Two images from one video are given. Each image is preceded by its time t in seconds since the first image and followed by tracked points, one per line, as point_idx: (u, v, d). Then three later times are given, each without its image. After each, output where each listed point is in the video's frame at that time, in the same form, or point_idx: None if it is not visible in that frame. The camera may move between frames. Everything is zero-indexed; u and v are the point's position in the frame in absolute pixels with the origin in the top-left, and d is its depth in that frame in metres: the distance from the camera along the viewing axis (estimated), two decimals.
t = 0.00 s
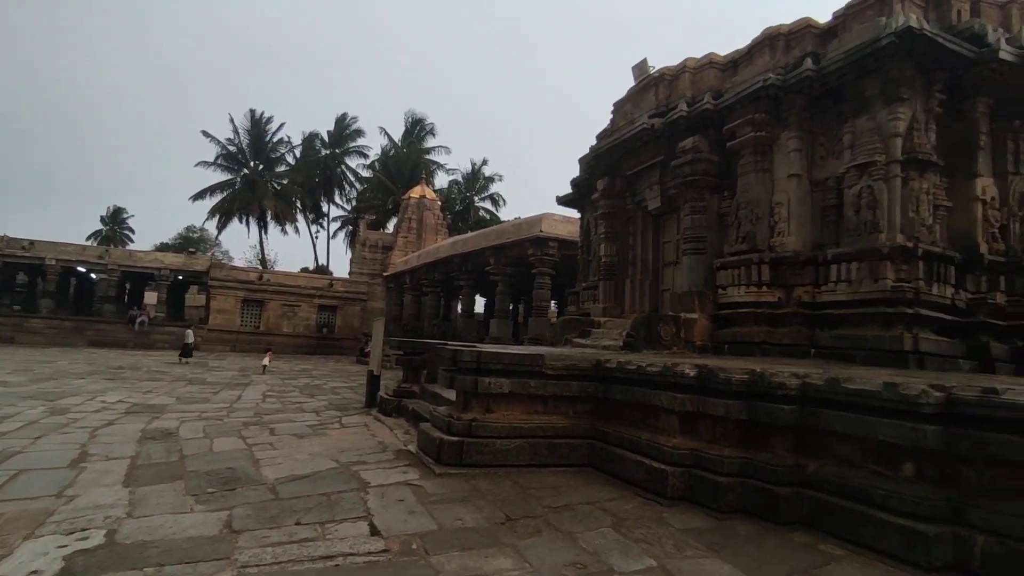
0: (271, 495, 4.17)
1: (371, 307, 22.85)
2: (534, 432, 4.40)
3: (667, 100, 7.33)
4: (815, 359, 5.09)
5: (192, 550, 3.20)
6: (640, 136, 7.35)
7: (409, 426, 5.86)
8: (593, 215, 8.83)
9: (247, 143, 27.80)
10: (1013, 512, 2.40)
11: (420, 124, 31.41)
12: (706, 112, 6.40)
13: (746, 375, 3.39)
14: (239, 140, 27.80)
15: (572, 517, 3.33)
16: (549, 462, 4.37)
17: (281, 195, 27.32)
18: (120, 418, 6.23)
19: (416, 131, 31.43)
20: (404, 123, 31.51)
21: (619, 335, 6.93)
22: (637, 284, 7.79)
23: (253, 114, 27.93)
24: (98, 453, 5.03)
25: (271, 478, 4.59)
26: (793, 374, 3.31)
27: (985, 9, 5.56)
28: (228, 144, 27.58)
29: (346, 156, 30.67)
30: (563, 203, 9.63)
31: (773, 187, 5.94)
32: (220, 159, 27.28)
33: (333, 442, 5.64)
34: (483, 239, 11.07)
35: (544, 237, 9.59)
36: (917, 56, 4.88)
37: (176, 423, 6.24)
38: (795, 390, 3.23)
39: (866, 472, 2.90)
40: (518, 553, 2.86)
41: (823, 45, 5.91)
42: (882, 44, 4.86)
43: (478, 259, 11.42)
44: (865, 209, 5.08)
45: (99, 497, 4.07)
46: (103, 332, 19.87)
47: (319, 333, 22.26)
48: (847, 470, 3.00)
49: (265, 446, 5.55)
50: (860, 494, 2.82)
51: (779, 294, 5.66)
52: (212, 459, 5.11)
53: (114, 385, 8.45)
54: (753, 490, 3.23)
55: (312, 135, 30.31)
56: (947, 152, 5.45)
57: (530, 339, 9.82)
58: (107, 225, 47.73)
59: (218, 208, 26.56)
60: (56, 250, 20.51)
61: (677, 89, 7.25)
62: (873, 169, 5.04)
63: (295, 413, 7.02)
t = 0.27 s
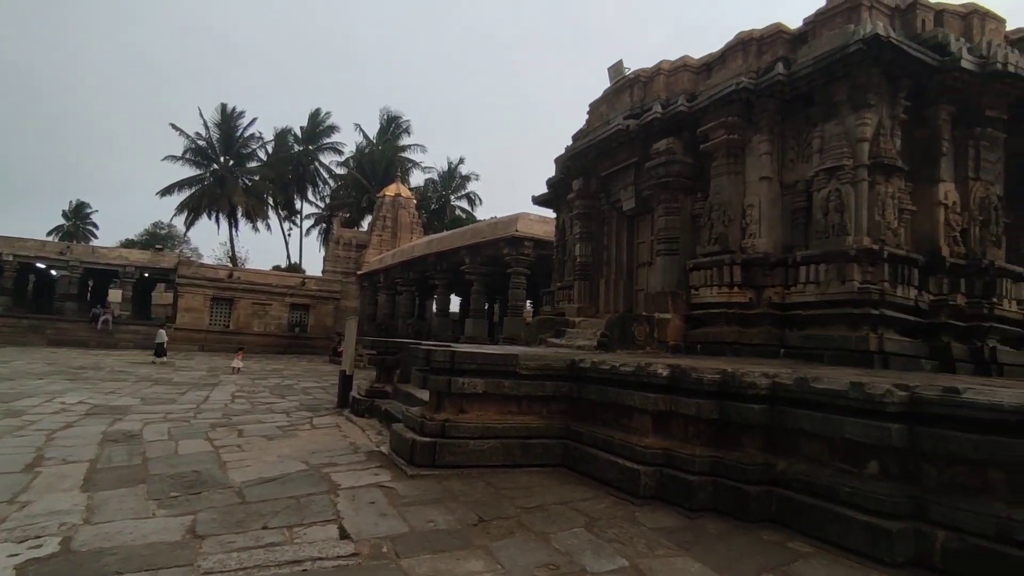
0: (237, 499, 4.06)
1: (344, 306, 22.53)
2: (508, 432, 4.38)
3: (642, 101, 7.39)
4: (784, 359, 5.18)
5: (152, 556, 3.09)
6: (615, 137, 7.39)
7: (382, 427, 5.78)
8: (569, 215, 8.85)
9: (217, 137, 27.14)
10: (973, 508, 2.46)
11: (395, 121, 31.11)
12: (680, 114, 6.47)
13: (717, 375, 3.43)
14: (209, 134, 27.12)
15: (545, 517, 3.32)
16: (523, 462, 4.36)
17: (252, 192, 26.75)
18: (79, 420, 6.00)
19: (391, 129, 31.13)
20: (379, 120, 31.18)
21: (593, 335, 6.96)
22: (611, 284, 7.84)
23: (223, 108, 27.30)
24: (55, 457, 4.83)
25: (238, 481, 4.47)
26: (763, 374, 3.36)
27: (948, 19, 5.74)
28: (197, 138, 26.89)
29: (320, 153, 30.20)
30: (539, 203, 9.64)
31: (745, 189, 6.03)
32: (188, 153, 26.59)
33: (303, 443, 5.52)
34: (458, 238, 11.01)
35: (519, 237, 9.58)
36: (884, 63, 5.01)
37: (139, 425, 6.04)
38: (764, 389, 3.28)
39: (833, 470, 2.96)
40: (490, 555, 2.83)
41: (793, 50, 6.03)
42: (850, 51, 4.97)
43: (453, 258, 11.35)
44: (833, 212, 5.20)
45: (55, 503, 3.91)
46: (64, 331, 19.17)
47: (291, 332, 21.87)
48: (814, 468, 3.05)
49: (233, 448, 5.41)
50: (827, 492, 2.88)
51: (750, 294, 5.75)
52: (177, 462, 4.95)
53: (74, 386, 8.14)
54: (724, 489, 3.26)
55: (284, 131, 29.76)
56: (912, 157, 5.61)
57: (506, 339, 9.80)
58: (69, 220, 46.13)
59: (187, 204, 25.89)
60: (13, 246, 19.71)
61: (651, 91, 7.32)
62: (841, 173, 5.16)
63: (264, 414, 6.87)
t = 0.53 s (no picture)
0: (203, 502, 3.94)
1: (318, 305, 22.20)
2: (482, 432, 4.35)
3: (619, 102, 7.43)
4: (756, 358, 5.25)
5: (111, 562, 2.98)
6: (592, 137, 7.41)
7: (355, 427, 5.69)
8: (545, 214, 8.86)
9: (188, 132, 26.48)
10: (935, 504, 2.51)
11: (371, 118, 30.79)
12: (656, 115, 6.53)
13: (690, 374, 3.45)
14: (179, 128, 26.45)
15: (518, 518, 3.30)
16: (497, 462, 4.33)
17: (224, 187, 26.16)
18: (38, 422, 5.76)
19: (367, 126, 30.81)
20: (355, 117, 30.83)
21: (569, 335, 6.97)
22: (587, 284, 7.87)
23: (194, 102, 26.65)
24: (11, 461, 4.63)
25: (205, 484, 4.35)
26: (734, 373, 3.40)
27: (915, 27, 5.90)
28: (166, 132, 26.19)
29: (294, 149, 29.71)
30: (515, 202, 9.62)
31: (718, 191, 6.11)
32: (158, 148, 25.90)
33: (274, 445, 5.40)
34: (434, 237, 10.93)
35: (496, 236, 9.56)
36: (853, 68, 5.12)
37: (102, 426, 5.83)
38: (736, 389, 3.31)
39: (802, 468, 3.00)
40: (463, 557, 2.80)
41: (766, 55, 6.12)
42: (821, 56, 5.06)
43: (429, 257, 11.27)
44: (803, 214, 5.29)
45: (9, 509, 3.74)
46: (25, 329, 18.48)
47: (263, 331, 21.47)
48: (784, 466, 3.09)
49: (200, 450, 5.26)
50: (796, 489, 2.92)
51: (723, 294, 5.83)
52: (140, 465, 4.79)
53: (33, 387, 7.83)
54: (696, 488, 3.28)
55: (258, 126, 29.19)
56: (879, 162, 5.75)
57: (482, 338, 9.76)
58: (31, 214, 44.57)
59: (155, 199, 25.19)
60: None
61: (628, 92, 7.36)
62: (812, 176, 5.25)
63: (234, 415, 6.70)
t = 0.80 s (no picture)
0: (168, 506, 3.83)
1: (292, 304, 21.83)
2: (456, 432, 4.31)
3: (595, 102, 7.46)
4: (728, 357, 5.32)
5: (68, 569, 2.87)
6: (568, 137, 7.43)
7: (327, 427, 5.60)
8: (522, 214, 8.85)
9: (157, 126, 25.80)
10: (898, 501, 2.56)
11: (348, 115, 30.44)
12: (631, 116, 6.58)
13: (663, 374, 3.48)
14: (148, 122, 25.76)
15: (491, 518, 3.27)
16: (471, 463, 4.30)
17: (195, 183, 25.55)
18: None
19: (343, 123, 30.44)
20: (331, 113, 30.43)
21: (544, 334, 6.96)
22: (563, 283, 7.88)
23: (165, 95, 26.00)
24: None
25: (170, 486, 4.22)
26: (706, 372, 3.43)
27: (883, 34, 6.05)
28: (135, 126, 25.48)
29: (268, 145, 29.20)
30: (492, 202, 9.60)
31: (693, 192, 6.17)
32: (126, 142, 25.18)
33: (243, 446, 5.28)
34: (410, 236, 10.83)
35: (473, 235, 9.52)
36: (823, 73, 5.23)
37: (63, 428, 5.62)
38: (708, 388, 3.34)
39: (771, 465, 3.04)
40: (434, 558, 2.77)
41: (739, 58, 6.22)
42: (792, 60, 5.15)
43: (405, 256, 11.17)
44: (775, 216, 5.38)
45: None
46: None
47: (236, 330, 21.05)
48: (754, 464, 3.13)
49: (166, 452, 5.11)
50: (765, 487, 2.95)
51: (696, 295, 5.89)
52: (102, 468, 4.63)
53: None
54: (668, 486, 3.30)
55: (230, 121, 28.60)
56: (848, 166, 5.87)
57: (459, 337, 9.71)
58: None
59: (123, 194, 24.48)
60: None
61: (604, 93, 7.40)
62: (783, 178, 5.34)
63: (202, 416, 6.53)
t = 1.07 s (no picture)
0: (130, 508, 3.71)
1: (265, 301, 21.43)
2: (429, 431, 4.28)
3: (571, 102, 7.48)
4: (700, 356, 5.39)
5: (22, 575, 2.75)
6: (545, 136, 7.44)
7: (298, 427, 5.50)
8: (498, 212, 8.83)
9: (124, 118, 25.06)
10: (862, 495, 2.62)
11: (323, 110, 30.01)
12: (606, 116, 6.62)
13: (636, 372, 3.50)
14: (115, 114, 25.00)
15: (463, 517, 3.25)
16: (445, 461, 4.27)
17: (163, 177, 24.87)
18: None
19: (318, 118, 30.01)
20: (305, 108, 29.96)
21: (519, 333, 6.96)
22: (538, 282, 7.89)
23: (133, 87, 25.27)
24: None
25: (132, 488, 4.09)
26: (678, 370, 3.46)
27: (851, 40, 6.20)
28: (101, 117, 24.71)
29: (241, 140, 28.60)
30: (469, 200, 9.56)
31: (667, 192, 6.23)
32: (92, 134, 24.41)
33: (211, 446, 5.15)
34: (386, 233, 10.72)
35: (449, 234, 9.47)
36: (794, 77, 5.33)
37: (21, 429, 5.41)
38: (679, 385, 3.38)
39: (740, 462, 3.08)
40: (405, 558, 2.73)
41: (713, 61, 6.30)
42: (764, 64, 5.24)
43: (380, 254, 11.06)
44: (746, 217, 5.47)
45: None
46: None
47: (206, 328, 20.57)
48: (723, 461, 3.17)
49: (130, 453, 4.96)
50: (734, 483, 2.99)
51: (669, 294, 5.95)
52: (62, 469, 4.47)
53: None
54: (640, 483, 3.32)
55: (201, 115, 27.95)
56: (817, 168, 6.00)
57: (434, 336, 9.64)
58: None
59: (89, 187, 23.69)
60: None
61: (580, 92, 7.43)
62: (755, 179, 5.43)
63: (169, 415, 6.36)
